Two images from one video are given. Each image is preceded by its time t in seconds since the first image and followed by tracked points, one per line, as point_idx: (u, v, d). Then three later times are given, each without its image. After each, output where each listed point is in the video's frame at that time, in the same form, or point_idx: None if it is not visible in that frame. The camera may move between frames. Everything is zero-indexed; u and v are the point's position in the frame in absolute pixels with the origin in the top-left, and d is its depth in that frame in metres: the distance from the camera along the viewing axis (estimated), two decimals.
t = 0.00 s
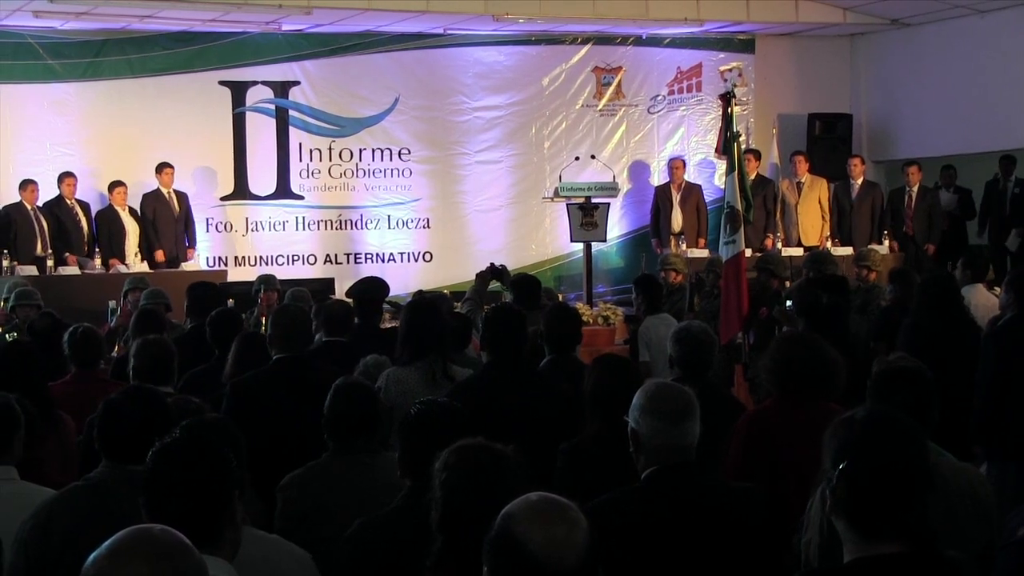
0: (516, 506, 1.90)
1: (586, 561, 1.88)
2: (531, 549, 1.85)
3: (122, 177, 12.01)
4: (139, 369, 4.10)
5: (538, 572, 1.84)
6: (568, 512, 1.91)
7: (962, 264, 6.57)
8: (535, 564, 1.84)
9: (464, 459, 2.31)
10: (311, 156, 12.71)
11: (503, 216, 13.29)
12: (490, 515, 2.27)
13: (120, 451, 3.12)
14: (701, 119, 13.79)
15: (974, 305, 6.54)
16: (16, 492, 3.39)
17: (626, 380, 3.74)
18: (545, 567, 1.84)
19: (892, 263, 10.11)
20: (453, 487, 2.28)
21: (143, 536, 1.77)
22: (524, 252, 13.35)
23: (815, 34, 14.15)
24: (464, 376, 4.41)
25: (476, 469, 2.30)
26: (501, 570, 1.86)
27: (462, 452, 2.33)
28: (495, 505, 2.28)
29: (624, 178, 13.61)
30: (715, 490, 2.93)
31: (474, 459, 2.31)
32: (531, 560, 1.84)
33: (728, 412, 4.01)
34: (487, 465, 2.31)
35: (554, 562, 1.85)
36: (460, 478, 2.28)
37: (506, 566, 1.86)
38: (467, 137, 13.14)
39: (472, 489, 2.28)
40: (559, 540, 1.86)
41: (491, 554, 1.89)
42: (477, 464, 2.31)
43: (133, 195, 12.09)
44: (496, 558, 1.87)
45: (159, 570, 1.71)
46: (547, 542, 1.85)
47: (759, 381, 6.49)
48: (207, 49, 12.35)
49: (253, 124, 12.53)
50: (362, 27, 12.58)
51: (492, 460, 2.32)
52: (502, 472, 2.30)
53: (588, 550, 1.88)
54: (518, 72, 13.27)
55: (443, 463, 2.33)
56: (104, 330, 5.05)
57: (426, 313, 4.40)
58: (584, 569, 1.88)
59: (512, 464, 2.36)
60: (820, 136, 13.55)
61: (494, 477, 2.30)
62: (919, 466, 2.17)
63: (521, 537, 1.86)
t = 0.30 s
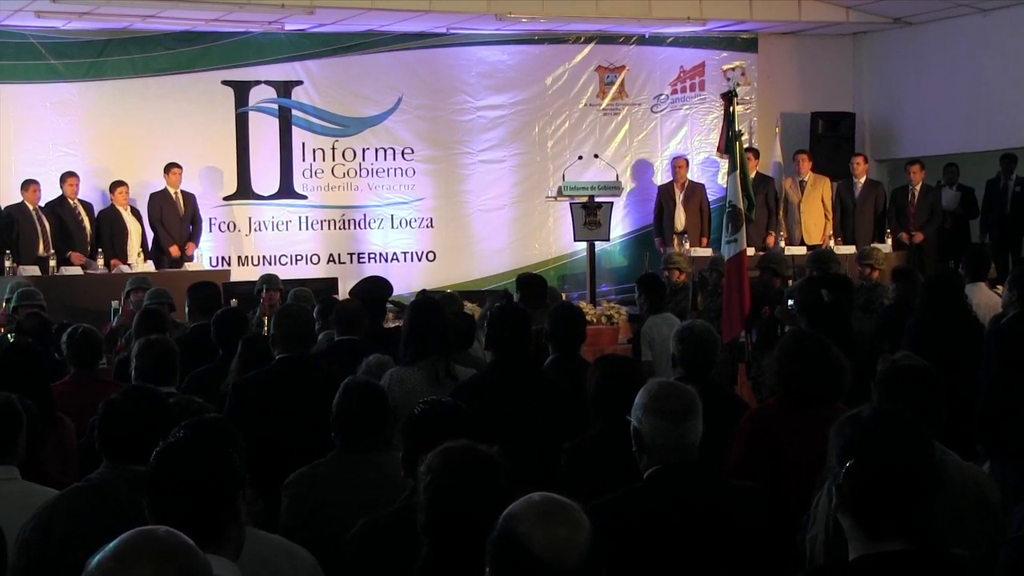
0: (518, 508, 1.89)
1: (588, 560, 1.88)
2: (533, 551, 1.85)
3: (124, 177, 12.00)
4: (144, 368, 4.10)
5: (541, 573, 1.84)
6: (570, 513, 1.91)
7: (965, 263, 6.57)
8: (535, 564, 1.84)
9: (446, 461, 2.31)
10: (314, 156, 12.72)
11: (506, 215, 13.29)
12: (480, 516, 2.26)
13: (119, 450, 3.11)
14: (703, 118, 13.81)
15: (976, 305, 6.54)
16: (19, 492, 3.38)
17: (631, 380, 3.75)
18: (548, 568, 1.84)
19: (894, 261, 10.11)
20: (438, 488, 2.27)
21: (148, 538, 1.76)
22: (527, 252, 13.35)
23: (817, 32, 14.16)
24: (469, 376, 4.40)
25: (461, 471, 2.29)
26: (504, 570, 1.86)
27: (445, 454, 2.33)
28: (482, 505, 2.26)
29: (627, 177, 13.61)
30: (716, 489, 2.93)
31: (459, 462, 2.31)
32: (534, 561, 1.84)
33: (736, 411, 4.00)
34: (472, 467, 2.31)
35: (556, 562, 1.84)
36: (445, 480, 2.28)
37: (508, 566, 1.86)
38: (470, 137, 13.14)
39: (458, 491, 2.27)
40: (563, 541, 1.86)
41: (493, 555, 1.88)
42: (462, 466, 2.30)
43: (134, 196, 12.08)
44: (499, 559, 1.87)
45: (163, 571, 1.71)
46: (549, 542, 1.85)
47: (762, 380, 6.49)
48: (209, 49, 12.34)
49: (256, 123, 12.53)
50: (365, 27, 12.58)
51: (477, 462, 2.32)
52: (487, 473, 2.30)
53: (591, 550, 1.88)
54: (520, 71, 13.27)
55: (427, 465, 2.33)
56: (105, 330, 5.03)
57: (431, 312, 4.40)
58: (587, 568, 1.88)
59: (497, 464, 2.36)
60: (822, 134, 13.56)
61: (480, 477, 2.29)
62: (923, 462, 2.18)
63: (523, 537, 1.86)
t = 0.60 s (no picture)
0: (518, 511, 1.89)
1: (589, 561, 1.88)
2: (533, 553, 1.85)
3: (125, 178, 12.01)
4: (144, 368, 4.10)
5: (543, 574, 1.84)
6: (571, 514, 1.92)
7: (964, 262, 6.56)
8: (534, 564, 1.84)
9: (436, 463, 2.31)
10: (314, 157, 12.72)
11: (506, 215, 13.29)
12: (474, 517, 2.26)
13: (118, 451, 3.11)
14: (703, 117, 13.81)
15: (975, 304, 6.54)
16: (19, 493, 3.39)
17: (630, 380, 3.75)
18: (548, 568, 1.84)
19: (894, 261, 10.11)
20: (430, 490, 2.26)
21: (157, 540, 1.76)
22: (527, 252, 13.36)
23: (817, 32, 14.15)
24: (469, 376, 4.41)
25: (453, 472, 2.29)
26: (503, 570, 1.86)
27: (436, 455, 2.33)
28: (477, 506, 2.26)
29: (626, 177, 13.62)
30: (715, 489, 2.92)
31: (450, 464, 2.30)
32: (533, 562, 1.84)
33: (737, 411, 4.00)
34: (463, 468, 2.30)
35: (556, 563, 1.85)
36: (436, 481, 2.27)
37: (508, 567, 1.86)
38: (469, 137, 13.14)
39: (450, 492, 2.26)
40: (564, 541, 1.86)
41: (493, 555, 1.88)
42: (453, 467, 2.30)
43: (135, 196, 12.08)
44: (499, 559, 1.86)
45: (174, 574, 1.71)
46: (548, 543, 1.86)
47: (762, 379, 6.48)
48: (209, 50, 12.35)
49: (256, 124, 12.54)
50: (365, 27, 12.59)
51: (468, 463, 2.32)
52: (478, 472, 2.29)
53: (591, 550, 1.88)
54: (520, 71, 13.27)
55: (418, 468, 2.32)
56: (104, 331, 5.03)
57: (431, 312, 4.40)
58: (587, 569, 1.88)
59: (488, 465, 2.35)
60: (822, 134, 13.56)
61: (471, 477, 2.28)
62: (926, 462, 2.17)
63: (524, 538, 1.86)
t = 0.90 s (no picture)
0: (517, 513, 1.89)
1: (590, 562, 1.88)
2: (533, 551, 1.85)
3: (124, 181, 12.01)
4: (143, 371, 4.09)
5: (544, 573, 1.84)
6: (570, 514, 1.92)
7: (964, 264, 6.56)
8: (535, 565, 1.84)
9: (441, 460, 2.32)
10: (314, 158, 12.73)
11: (506, 217, 13.30)
12: (471, 514, 2.24)
13: (116, 453, 3.12)
14: (703, 119, 13.82)
15: (975, 305, 6.54)
16: (19, 494, 3.40)
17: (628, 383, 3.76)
18: (549, 569, 1.84)
19: (893, 262, 10.12)
20: (434, 485, 2.27)
21: (161, 543, 1.76)
22: (527, 253, 13.36)
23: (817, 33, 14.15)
24: (471, 377, 4.40)
25: (455, 470, 2.29)
26: (504, 570, 1.86)
27: (439, 453, 2.34)
28: (479, 502, 2.25)
29: (626, 178, 13.62)
30: (714, 491, 2.92)
31: (452, 461, 2.30)
32: (533, 563, 1.84)
33: (739, 411, 3.99)
34: (466, 467, 2.30)
35: (557, 564, 1.84)
36: (440, 477, 2.27)
37: (508, 567, 1.86)
38: (469, 138, 13.14)
39: (452, 489, 2.26)
40: (564, 543, 1.86)
41: (492, 555, 1.88)
42: (457, 465, 2.31)
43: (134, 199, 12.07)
44: (499, 557, 1.86)
45: None
46: (549, 544, 1.85)
47: (762, 381, 6.48)
48: (209, 52, 12.35)
49: (256, 125, 12.53)
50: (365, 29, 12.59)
51: (470, 461, 2.32)
52: (480, 470, 2.28)
53: (592, 550, 1.88)
54: (520, 73, 13.28)
55: (422, 464, 2.34)
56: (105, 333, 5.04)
57: (432, 314, 4.41)
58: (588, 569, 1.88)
59: (490, 462, 2.36)
60: (821, 135, 13.56)
61: (473, 475, 2.28)
62: (929, 463, 2.18)
63: (523, 539, 1.86)
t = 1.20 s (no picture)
0: (520, 513, 1.88)
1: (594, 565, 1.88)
2: (536, 551, 1.85)
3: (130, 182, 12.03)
4: (146, 372, 4.08)
5: None
6: (573, 516, 1.92)
7: (967, 265, 6.54)
8: (540, 566, 1.85)
9: (458, 458, 2.32)
10: (318, 160, 12.74)
11: (509, 218, 13.30)
12: (484, 513, 2.28)
13: (120, 454, 3.12)
14: (706, 120, 13.81)
15: (979, 306, 6.52)
16: (21, 496, 3.41)
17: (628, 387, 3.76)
18: (552, 569, 1.85)
19: (897, 263, 10.10)
20: (451, 486, 2.28)
21: (163, 544, 1.75)
22: (530, 254, 13.36)
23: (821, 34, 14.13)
24: (475, 379, 4.41)
25: (471, 469, 2.29)
26: (506, 570, 1.86)
27: (457, 452, 2.34)
28: (496, 503, 2.28)
29: (630, 179, 13.61)
30: (716, 491, 2.92)
31: (469, 461, 2.31)
32: (537, 563, 1.85)
33: (741, 412, 3.99)
34: (485, 466, 2.31)
35: (562, 564, 1.85)
36: (457, 477, 2.28)
37: (510, 567, 1.86)
38: (472, 140, 13.15)
39: (469, 489, 2.27)
40: (567, 544, 1.86)
41: (496, 557, 1.88)
42: (474, 463, 2.31)
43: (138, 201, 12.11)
44: (502, 557, 1.86)
45: None
46: (553, 545, 1.85)
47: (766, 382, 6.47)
48: (213, 53, 12.37)
49: (259, 128, 12.54)
50: (368, 31, 12.60)
51: (485, 459, 2.32)
52: (495, 472, 2.30)
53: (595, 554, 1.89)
54: (523, 74, 13.28)
55: (440, 463, 2.33)
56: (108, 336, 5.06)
57: (435, 315, 4.40)
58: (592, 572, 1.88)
59: (505, 462, 2.36)
60: (826, 136, 13.54)
61: (489, 476, 2.29)
62: (936, 466, 2.16)
63: (527, 539, 1.86)
